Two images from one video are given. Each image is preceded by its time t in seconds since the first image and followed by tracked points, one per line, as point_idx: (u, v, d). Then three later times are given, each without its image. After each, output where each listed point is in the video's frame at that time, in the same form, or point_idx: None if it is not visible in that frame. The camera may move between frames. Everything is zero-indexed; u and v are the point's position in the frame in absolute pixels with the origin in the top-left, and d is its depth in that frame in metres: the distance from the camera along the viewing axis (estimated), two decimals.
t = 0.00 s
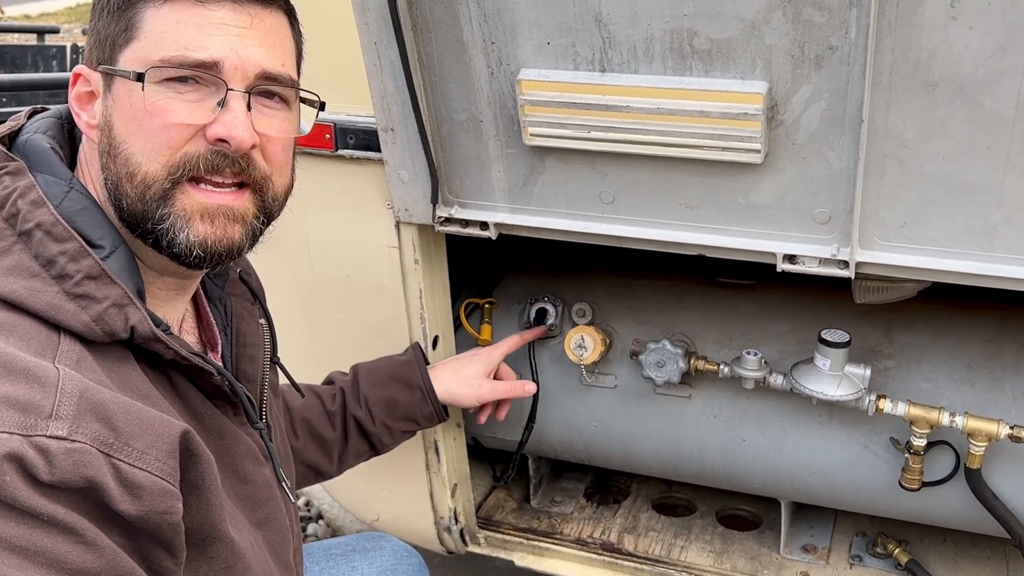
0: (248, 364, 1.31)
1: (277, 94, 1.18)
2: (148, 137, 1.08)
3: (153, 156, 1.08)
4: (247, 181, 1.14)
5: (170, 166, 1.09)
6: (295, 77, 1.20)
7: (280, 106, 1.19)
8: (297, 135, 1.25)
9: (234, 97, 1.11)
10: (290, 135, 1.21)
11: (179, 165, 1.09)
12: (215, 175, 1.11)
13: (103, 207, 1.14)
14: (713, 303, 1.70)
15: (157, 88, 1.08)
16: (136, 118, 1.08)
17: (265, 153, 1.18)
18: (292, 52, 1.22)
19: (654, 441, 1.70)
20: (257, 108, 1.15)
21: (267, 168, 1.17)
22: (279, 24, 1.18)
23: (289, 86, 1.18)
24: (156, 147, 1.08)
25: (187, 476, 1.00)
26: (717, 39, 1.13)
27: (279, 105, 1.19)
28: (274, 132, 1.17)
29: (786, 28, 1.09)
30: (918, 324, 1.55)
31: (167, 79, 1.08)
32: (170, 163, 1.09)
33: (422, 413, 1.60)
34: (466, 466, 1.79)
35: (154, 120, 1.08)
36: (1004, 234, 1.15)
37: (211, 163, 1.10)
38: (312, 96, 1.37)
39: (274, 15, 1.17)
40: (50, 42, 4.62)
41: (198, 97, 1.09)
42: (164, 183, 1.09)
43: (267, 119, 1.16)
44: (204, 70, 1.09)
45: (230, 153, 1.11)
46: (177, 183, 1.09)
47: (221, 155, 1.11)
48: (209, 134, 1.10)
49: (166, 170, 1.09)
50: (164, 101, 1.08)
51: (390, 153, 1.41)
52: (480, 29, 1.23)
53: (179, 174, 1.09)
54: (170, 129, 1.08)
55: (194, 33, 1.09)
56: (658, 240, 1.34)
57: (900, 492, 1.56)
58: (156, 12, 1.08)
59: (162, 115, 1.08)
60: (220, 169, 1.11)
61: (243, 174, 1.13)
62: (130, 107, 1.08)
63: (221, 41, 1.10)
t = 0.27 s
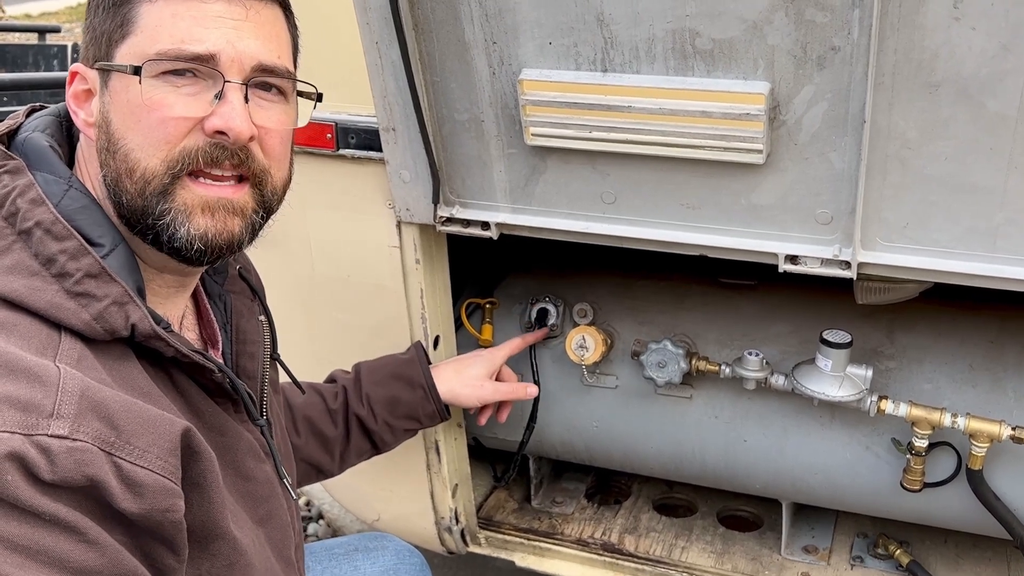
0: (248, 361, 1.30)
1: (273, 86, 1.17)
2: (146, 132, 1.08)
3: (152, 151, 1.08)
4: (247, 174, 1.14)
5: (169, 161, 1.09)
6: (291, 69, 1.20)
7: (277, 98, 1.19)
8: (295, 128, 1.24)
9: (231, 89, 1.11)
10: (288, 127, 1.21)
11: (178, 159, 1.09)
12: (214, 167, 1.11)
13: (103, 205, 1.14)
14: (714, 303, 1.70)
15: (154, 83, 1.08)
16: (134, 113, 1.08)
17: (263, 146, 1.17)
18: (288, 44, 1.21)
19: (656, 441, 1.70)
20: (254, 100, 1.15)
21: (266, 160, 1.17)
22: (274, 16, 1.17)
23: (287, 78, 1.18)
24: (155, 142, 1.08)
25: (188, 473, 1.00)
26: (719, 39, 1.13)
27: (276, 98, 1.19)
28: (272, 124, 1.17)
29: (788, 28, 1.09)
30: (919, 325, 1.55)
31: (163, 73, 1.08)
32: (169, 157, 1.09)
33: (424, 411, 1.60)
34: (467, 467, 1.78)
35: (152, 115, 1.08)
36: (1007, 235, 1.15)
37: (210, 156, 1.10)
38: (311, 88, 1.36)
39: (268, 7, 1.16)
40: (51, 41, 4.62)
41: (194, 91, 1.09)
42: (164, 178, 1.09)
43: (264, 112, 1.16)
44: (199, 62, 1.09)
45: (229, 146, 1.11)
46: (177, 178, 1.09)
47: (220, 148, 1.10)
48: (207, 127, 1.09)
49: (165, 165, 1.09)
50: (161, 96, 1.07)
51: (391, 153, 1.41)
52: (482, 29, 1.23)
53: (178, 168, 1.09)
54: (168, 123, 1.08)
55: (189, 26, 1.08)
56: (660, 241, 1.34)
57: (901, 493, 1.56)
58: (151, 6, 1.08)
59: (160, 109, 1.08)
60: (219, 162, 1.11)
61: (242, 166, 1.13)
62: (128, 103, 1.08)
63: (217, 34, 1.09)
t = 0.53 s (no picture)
0: (253, 360, 1.30)
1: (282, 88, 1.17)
2: (156, 132, 1.08)
3: (162, 151, 1.08)
4: (255, 177, 1.14)
5: (179, 161, 1.09)
6: (300, 70, 1.20)
7: (285, 100, 1.19)
8: (302, 130, 1.24)
9: (240, 91, 1.11)
10: (296, 128, 1.21)
11: (188, 160, 1.09)
12: (226, 173, 1.11)
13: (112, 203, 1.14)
14: (716, 303, 1.70)
15: (164, 83, 1.08)
16: (144, 113, 1.08)
17: (272, 147, 1.17)
18: (299, 48, 1.21)
19: (658, 441, 1.70)
20: (263, 102, 1.15)
21: (274, 162, 1.17)
22: (283, 18, 1.17)
23: (295, 80, 1.18)
24: (165, 143, 1.08)
25: (193, 472, 0.99)
26: (721, 38, 1.12)
27: (284, 100, 1.18)
28: (280, 126, 1.17)
29: (791, 27, 1.09)
30: (921, 325, 1.55)
31: (174, 74, 1.08)
32: (179, 157, 1.09)
33: (428, 409, 1.60)
34: (468, 466, 1.78)
35: (162, 116, 1.08)
36: (1009, 234, 1.15)
37: (219, 157, 1.10)
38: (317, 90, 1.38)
39: (278, 9, 1.16)
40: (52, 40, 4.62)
41: (204, 92, 1.09)
42: (173, 177, 1.09)
43: (272, 113, 1.16)
44: (209, 64, 1.09)
45: (239, 147, 1.11)
46: (188, 177, 1.09)
47: (229, 150, 1.10)
48: (217, 128, 1.09)
49: (175, 165, 1.09)
50: (172, 97, 1.07)
51: (393, 152, 1.41)
52: (485, 28, 1.23)
53: (189, 168, 1.09)
54: (178, 123, 1.08)
55: (200, 27, 1.08)
56: (662, 240, 1.34)
57: (904, 493, 1.56)
58: (162, 7, 1.09)
59: (170, 110, 1.08)
60: (229, 164, 1.11)
61: (251, 168, 1.13)
62: (138, 103, 1.08)
63: (227, 35, 1.09)
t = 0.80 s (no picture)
0: (251, 357, 1.30)
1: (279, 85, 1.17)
2: (152, 129, 1.08)
3: (157, 149, 1.08)
4: (252, 172, 1.13)
5: (175, 158, 1.09)
6: (296, 67, 1.20)
7: (283, 96, 1.18)
8: (300, 126, 1.24)
9: (237, 87, 1.11)
10: (293, 125, 1.21)
11: (184, 157, 1.09)
12: (221, 169, 1.11)
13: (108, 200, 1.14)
14: (718, 302, 1.70)
15: (159, 81, 1.07)
16: (140, 111, 1.08)
17: (269, 144, 1.17)
18: (295, 45, 1.21)
19: (659, 440, 1.69)
20: (260, 98, 1.14)
21: (271, 158, 1.17)
22: (279, 15, 1.17)
23: (292, 76, 1.18)
24: (160, 140, 1.08)
25: (192, 470, 0.99)
26: (724, 37, 1.12)
27: (282, 95, 1.18)
28: (278, 122, 1.17)
29: (794, 26, 1.09)
30: (923, 324, 1.55)
31: (169, 72, 1.08)
32: (175, 155, 1.09)
33: (426, 407, 1.59)
34: (469, 465, 1.78)
35: (158, 113, 1.08)
36: (1012, 234, 1.14)
37: (216, 154, 1.10)
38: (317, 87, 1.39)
39: (275, 6, 1.16)
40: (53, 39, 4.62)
41: (200, 89, 1.09)
42: (169, 175, 1.08)
43: (270, 110, 1.16)
44: (205, 61, 1.09)
45: (235, 144, 1.11)
46: (183, 174, 1.09)
47: (225, 146, 1.11)
48: (213, 125, 1.09)
49: (171, 163, 1.09)
50: (167, 95, 1.07)
51: (395, 150, 1.41)
52: (487, 27, 1.23)
53: (184, 165, 1.09)
54: (174, 121, 1.08)
55: (195, 25, 1.08)
56: (664, 239, 1.34)
57: (905, 493, 1.56)
58: (158, 4, 1.08)
59: (166, 108, 1.08)
60: (225, 161, 1.11)
61: (248, 165, 1.13)
62: (133, 100, 1.08)
63: (222, 32, 1.09)
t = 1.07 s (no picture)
0: (251, 354, 1.30)
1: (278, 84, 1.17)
2: (151, 128, 1.08)
3: (156, 147, 1.08)
4: (251, 171, 1.13)
5: (174, 157, 1.08)
6: (295, 66, 1.19)
7: (282, 95, 1.18)
8: (299, 125, 1.24)
9: (236, 88, 1.11)
10: (292, 124, 1.21)
11: (183, 156, 1.09)
12: (220, 167, 1.11)
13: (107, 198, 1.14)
14: (720, 301, 1.69)
15: (158, 80, 1.07)
16: (138, 110, 1.07)
17: (268, 143, 1.17)
18: (294, 43, 1.21)
19: (660, 439, 1.69)
20: (259, 98, 1.14)
21: (270, 157, 1.17)
22: (278, 14, 1.16)
23: (289, 76, 1.18)
24: (159, 139, 1.08)
25: (190, 467, 0.99)
26: (726, 35, 1.12)
27: (280, 95, 1.18)
28: (276, 121, 1.17)
29: (796, 24, 1.09)
30: (925, 324, 1.55)
31: (168, 71, 1.07)
32: (174, 154, 1.08)
33: (428, 407, 1.59)
34: (470, 464, 1.78)
35: (156, 112, 1.08)
36: (1015, 232, 1.14)
37: (215, 153, 1.10)
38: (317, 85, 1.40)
39: (274, 5, 1.16)
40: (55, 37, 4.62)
41: (199, 89, 1.09)
42: (168, 174, 1.08)
43: (268, 110, 1.16)
44: (204, 62, 1.09)
45: (234, 143, 1.11)
46: (182, 172, 1.09)
47: (224, 146, 1.10)
48: (211, 125, 1.09)
49: (170, 162, 1.08)
50: (166, 94, 1.07)
51: (396, 149, 1.41)
52: (488, 25, 1.22)
53: (183, 164, 1.09)
54: (173, 121, 1.08)
55: (194, 24, 1.08)
56: (666, 238, 1.33)
57: (906, 492, 1.55)
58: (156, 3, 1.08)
59: (165, 107, 1.07)
60: (223, 160, 1.11)
61: (247, 163, 1.13)
62: (132, 99, 1.08)
63: (221, 32, 1.09)
